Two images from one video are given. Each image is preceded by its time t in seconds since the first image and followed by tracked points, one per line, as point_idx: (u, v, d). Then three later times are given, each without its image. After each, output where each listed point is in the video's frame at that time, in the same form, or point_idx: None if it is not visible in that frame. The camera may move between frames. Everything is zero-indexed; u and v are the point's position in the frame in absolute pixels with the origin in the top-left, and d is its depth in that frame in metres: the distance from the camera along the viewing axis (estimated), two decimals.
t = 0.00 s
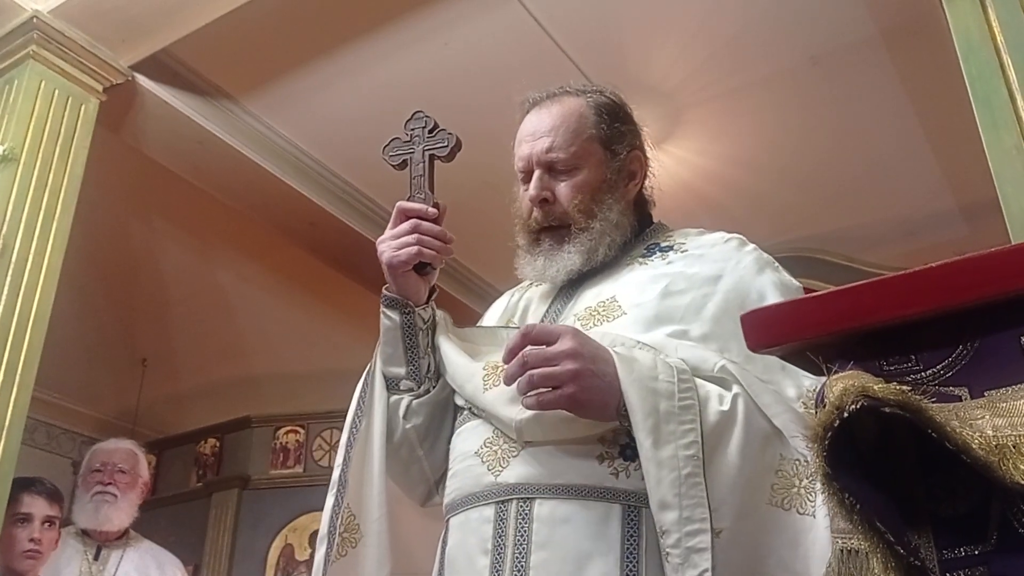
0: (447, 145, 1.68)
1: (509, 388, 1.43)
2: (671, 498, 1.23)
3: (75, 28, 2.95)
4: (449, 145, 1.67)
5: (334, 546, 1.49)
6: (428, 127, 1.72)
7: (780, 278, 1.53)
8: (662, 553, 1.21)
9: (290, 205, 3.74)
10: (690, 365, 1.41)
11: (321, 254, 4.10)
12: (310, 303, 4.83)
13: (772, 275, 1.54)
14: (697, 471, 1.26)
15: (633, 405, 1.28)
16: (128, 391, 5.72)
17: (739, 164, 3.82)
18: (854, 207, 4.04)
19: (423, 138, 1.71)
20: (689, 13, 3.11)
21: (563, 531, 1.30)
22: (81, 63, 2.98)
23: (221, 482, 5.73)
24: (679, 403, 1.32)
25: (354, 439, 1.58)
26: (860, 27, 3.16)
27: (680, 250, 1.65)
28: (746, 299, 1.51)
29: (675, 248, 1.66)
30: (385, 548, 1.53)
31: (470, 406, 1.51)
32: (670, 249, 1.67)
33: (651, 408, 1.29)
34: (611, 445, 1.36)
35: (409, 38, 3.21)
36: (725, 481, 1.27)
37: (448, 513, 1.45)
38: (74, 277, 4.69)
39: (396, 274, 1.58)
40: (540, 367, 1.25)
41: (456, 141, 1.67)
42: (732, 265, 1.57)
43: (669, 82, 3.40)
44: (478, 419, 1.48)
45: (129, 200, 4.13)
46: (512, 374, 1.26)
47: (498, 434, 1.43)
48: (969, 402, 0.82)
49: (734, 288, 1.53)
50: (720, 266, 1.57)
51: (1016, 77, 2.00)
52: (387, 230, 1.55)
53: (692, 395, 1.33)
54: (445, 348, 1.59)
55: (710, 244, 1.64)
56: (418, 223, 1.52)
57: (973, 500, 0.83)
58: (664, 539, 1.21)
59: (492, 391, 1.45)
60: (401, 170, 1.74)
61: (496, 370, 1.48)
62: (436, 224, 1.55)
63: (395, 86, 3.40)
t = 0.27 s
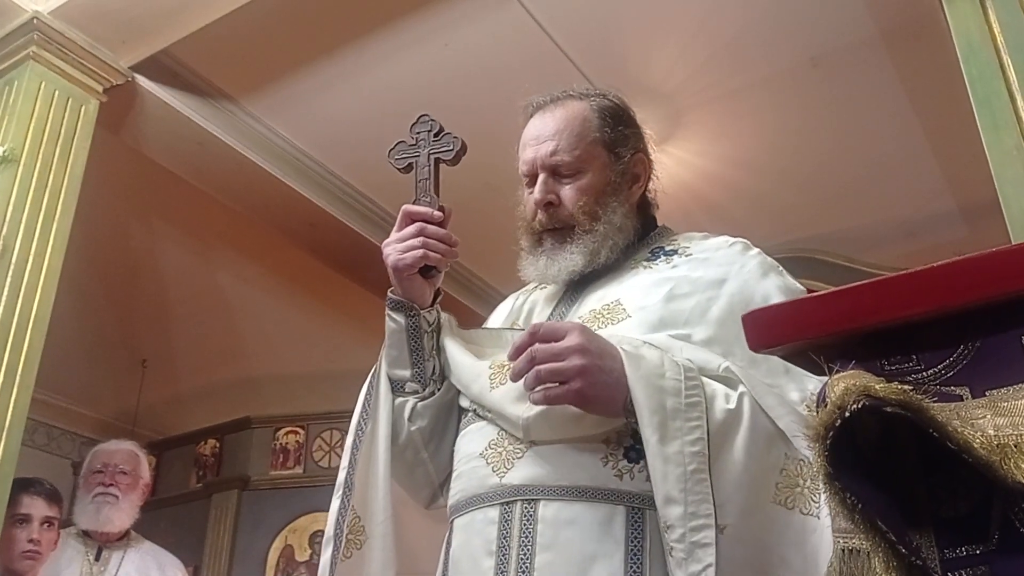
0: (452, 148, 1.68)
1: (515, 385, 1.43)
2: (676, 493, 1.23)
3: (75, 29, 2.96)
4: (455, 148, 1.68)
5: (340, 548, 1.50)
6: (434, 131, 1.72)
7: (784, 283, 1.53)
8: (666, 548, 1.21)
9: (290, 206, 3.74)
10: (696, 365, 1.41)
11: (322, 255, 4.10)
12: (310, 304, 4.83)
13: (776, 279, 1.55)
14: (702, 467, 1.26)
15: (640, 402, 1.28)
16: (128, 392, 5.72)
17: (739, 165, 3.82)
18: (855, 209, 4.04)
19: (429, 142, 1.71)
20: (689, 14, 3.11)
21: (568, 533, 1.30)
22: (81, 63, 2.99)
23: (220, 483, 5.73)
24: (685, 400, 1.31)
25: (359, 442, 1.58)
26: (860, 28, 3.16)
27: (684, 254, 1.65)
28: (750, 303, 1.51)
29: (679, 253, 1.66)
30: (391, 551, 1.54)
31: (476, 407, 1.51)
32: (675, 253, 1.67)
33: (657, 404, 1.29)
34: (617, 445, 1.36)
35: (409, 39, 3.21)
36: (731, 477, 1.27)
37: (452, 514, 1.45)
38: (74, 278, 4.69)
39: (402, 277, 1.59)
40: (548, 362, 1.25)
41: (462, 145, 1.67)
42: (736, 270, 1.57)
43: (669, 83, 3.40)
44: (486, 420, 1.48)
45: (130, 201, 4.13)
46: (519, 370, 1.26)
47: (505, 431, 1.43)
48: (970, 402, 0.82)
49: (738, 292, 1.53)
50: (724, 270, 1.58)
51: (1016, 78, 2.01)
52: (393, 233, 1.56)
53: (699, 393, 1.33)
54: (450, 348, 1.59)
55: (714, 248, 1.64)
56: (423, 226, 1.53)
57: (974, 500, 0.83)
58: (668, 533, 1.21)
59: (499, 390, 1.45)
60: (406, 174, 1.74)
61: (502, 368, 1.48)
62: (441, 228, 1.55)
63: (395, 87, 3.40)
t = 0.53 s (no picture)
0: (457, 150, 1.68)
1: (522, 369, 1.45)
2: (669, 463, 1.26)
3: (75, 29, 2.95)
4: (460, 149, 1.67)
5: (340, 546, 1.52)
6: (439, 132, 1.73)
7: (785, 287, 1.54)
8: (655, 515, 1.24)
9: (290, 206, 3.74)
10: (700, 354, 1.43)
11: (322, 254, 4.10)
12: (309, 304, 4.83)
13: (777, 284, 1.55)
14: (699, 441, 1.28)
15: (642, 372, 1.31)
16: (127, 391, 5.72)
17: (739, 165, 3.82)
18: (854, 208, 4.04)
19: (434, 142, 1.71)
20: (689, 14, 3.11)
21: (570, 530, 1.31)
22: (81, 63, 2.99)
23: (220, 483, 5.73)
24: (689, 375, 1.34)
25: (359, 441, 1.60)
26: (860, 27, 3.16)
27: (685, 258, 1.66)
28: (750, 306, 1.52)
29: (680, 257, 1.67)
30: (389, 552, 1.55)
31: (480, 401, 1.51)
32: (676, 257, 1.67)
33: (659, 377, 1.32)
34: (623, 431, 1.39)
35: (409, 39, 3.21)
36: (727, 454, 1.29)
37: (452, 513, 1.45)
38: (73, 278, 4.69)
39: (405, 276, 1.59)
40: (557, 326, 1.30)
41: (468, 146, 1.66)
42: (737, 273, 1.58)
43: (669, 83, 3.40)
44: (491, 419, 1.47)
45: (130, 200, 4.13)
46: (530, 334, 1.31)
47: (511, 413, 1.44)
48: (971, 401, 0.82)
49: (738, 296, 1.53)
50: (725, 274, 1.58)
51: (1016, 77, 2.01)
52: (396, 232, 1.56)
53: (704, 370, 1.35)
54: (453, 343, 1.59)
55: (715, 253, 1.65)
56: (427, 224, 1.53)
57: (974, 499, 0.83)
58: (658, 502, 1.24)
59: (506, 375, 1.46)
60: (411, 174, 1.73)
61: (508, 356, 1.49)
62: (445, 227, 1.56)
63: (395, 88, 3.40)
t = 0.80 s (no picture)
0: (449, 155, 1.67)
1: (522, 347, 1.44)
2: (662, 434, 1.24)
3: (74, 29, 2.96)
4: (452, 155, 1.67)
5: (330, 549, 1.48)
6: (431, 137, 1.72)
7: (773, 291, 1.54)
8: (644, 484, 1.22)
9: (289, 206, 3.74)
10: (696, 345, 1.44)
11: (321, 254, 4.10)
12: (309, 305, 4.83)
13: (766, 287, 1.55)
14: (693, 416, 1.27)
15: (641, 344, 1.30)
16: (126, 391, 5.72)
17: (739, 165, 3.82)
18: (854, 208, 4.04)
19: (426, 147, 1.71)
20: (688, 14, 3.11)
21: (560, 526, 1.30)
22: (80, 63, 2.98)
23: (219, 483, 5.73)
24: (689, 353, 1.33)
25: (349, 444, 1.55)
26: (860, 27, 3.16)
27: (674, 264, 1.66)
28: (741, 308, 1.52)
29: (669, 262, 1.67)
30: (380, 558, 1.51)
31: (474, 391, 1.49)
32: (665, 263, 1.67)
33: (659, 350, 1.31)
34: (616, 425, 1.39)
35: (408, 39, 3.21)
36: (719, 435, 1.28)
37: (438, 511, 1.43)
38: (73, 278, 4.69)
39: (396, 279, 1.57)
40: (563, 292, 1.29)
41: (458, 151, 1.66)
42: (726, 277, 1.58)
43: (668, 83, 3.40)
44: (487, 415, 1.45)
45: (129, 200, 4.13)
46: (535, 300, 1.30)
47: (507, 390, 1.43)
48: (968, 402, 0.82)
49: (727, 300, 1.53)
50: (714, 279, 1.58)
51: (1015, 78, 2.01)
52: (388, 235, 1.55)
53: (704, 350, 1.34)
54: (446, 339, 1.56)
55: (705, 258, 1.65)
56: (419, 228, 1.52)
57: (972, 500, 0.84)
58: (648, 470, 1.22)
59: (505, 354, 1.45)
60: (403, 178, 1.74)
61: (506, 339, 1.48)
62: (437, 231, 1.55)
63: (395, 87, 3.40)
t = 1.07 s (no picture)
0: (429, 162, 1.68)
1: (503, 341, 1.50)
2: (641, 416, 1.31)
3: (73, 31, 2.96)
4: (432, 162, 1.68)
5: (312, 559, 1.50)
6: (412, 145, 1.73)
7: (751, 292, 1.57)
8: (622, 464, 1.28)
9: (288, 207, 3.74)
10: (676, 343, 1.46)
11: (319, 255, 4.10)
12: (307, 305, 4.82)
13: (743, 289, 1.59)
14: (671, 401, 1.34)
15: (618, 331, 1.37)
16: (125, 392, 5.72)
17: (737, 166, 3.82)
18: (852, 209, 4.04)
19: (406, 155, 1.71)
20: (687, 14, 3.11)
21: (535, 518, 1.32)
22: (79, 64, 2.98)
23: (218, 484, 5.73)
24: (665, 343, 1.40)
25: (331, 453, 1.58)
26: (857, 27, 3.16)
27: (655, 267, 1.68)
28: (718, 309, 1.55)
29: (650, 265, 1.69)
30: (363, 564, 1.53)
31: (455, 388, 1.52)
32: (645, 266, 1.70)
33: (637, 339, 1.37)
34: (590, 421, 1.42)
35: (406, 40, 3.21)
36: (695, 423, 1.34)
37: (417, 506, 1.44)
38: (72, 280, 4.69)
39: (377, 285, 1.58)
40: (541, 279, 1.34)
41: (439, 158, 1.67)
42: (705, 279, 1.61)
43: (666, 83, 3.40)
44: (467, 410, 1.47)
45: (128, 202, 4.14)
46: (514, 285, 1.36)
47: (486, 381, 1.47)
48: (965, 405, 0.82)
49: (706, 301, 1.56)
50: (693, 280, 1.61)
51: (1011, 79, 2.00)
52: (369, 242, 1.56)
53: (680, 342, 1.41)
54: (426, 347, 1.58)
55: (685, 261, 1.67)
56: (399, 234, 1.54)
57: (969, 503, 0.84)
58: (627, 451, 1.28)
59: (484, 349, 1.50)
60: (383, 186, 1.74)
61: (484, 334, 1.54)
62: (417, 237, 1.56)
63: (393, 87, 3.40)
